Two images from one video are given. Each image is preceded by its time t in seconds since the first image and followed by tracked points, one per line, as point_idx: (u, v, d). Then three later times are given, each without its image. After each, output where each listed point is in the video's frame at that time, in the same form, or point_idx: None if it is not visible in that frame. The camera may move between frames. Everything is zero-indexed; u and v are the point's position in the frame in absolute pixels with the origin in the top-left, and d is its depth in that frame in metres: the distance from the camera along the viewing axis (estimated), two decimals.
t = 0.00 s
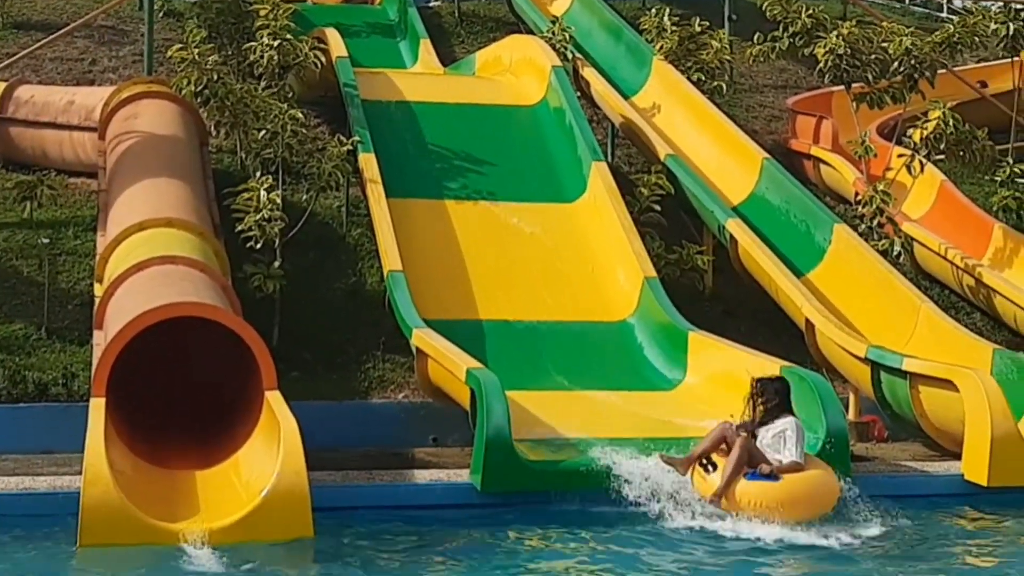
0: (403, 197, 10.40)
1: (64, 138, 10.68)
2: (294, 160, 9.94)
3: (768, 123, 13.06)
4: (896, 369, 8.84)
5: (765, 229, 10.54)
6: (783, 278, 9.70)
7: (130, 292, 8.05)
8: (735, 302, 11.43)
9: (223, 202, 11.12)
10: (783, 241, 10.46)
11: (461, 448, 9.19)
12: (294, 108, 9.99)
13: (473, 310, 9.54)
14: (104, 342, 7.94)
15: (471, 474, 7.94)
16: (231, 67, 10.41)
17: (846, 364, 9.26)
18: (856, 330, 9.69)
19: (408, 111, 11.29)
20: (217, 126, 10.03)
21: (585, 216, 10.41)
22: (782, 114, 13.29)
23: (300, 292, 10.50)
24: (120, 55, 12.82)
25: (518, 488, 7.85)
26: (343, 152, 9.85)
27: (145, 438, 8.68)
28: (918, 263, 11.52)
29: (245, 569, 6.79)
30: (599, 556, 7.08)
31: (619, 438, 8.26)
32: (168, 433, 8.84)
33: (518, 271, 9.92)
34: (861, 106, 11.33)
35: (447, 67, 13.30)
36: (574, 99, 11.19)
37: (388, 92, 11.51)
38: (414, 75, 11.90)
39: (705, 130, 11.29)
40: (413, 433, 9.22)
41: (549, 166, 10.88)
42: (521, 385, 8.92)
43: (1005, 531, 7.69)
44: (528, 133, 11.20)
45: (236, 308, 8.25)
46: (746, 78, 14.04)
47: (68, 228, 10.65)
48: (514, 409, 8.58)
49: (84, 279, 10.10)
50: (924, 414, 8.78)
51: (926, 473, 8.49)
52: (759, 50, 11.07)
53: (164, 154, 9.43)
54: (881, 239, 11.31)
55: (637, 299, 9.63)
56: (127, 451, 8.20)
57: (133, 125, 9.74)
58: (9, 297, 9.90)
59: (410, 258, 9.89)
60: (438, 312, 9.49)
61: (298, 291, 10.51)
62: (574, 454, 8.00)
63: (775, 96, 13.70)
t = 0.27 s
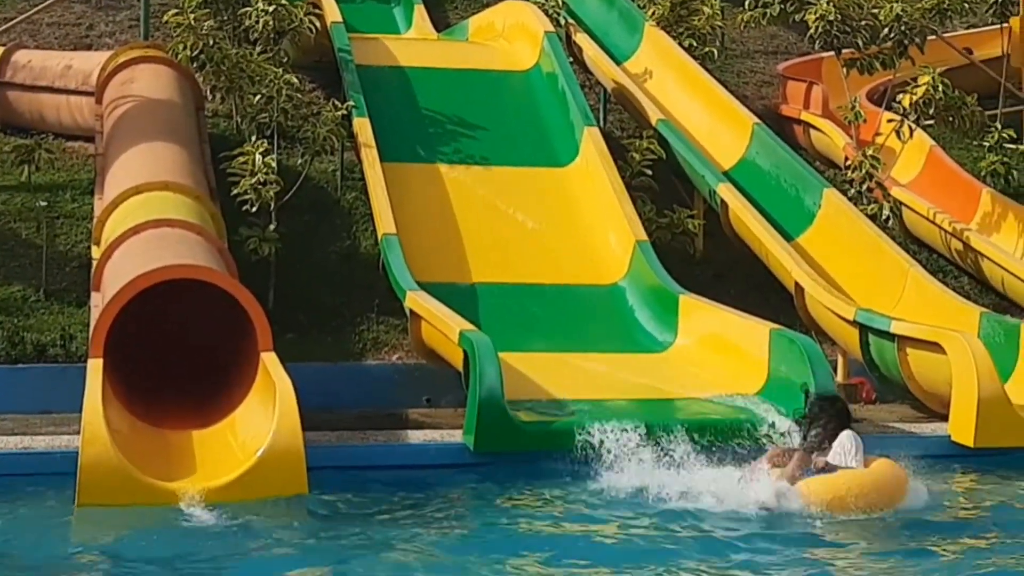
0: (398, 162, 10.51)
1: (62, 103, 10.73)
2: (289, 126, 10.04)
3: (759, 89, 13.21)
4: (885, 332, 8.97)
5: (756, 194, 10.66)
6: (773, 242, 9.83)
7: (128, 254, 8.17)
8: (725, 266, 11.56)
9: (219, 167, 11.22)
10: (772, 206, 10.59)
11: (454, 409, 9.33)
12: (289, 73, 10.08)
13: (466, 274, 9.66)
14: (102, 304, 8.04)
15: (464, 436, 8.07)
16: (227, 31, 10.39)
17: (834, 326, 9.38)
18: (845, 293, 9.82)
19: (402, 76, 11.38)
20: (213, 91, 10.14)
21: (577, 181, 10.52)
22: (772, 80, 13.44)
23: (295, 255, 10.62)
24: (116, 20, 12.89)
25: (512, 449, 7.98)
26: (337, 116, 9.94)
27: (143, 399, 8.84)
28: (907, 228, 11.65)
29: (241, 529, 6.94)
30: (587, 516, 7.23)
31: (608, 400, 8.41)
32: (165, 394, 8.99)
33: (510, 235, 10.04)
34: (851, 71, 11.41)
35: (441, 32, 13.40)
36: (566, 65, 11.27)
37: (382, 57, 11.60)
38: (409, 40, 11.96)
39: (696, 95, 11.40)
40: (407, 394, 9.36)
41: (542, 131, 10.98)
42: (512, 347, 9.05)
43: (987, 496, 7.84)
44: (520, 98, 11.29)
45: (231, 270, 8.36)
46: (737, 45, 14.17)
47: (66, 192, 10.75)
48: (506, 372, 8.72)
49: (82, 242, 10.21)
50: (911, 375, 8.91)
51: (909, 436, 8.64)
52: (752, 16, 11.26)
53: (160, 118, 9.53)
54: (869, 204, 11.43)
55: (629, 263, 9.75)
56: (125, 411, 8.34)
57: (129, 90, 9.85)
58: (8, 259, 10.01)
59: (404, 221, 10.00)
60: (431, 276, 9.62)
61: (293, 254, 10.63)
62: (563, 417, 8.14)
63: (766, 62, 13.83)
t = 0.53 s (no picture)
0: (395, 139, 10.60)
1: (61, 80, 10.85)
2: (286, 103, 10.16)
3: (753, 67, 13.33)
4: (876, 308, 9.07)
5: (750, 172, 10.76)
6: (766, 219, 9.93)
7: (127, 231, 8.27)
8: (719, 243, 11.67)
9: (217, 144, 11.32)
10: (766, 183, 10.69)
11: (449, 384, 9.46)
12: (286, 51, 10.19)
13: (462, 250, 9.77)
14: (101, 279, 8.15)
15: (459, 410, 8.22)
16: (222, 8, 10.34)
17: (826, 303, 9.48)
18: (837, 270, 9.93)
19: (398, 54, 11.47)
20: (210, 68, 10.27)
21: (572, 158, 10.62)
22: (766, 59, 13.56)
23: (293, 231, 10.73)
24: None
25: (507, 422, 8.16)
26: (334, 94, 10.05)
27: (142, 370, 8.99)
28: (900, 205, 11.75)
29: (238, 501, 7.07)
30: (578, 490, 7.36)
31: (600, 375, 8.54)
32: (163, 366, 9.15)
33: (506, 211, 10.14)
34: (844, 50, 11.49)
35: (436, 10, 13.49)
36: (561, 44, 11.36)
37: (378, 35, 11.69)
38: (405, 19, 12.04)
39: (690, 73, 11.49)
40: (402, 368, 9.48)
41: (536, 109, 11.08)
42: (507, 323, 9.16)
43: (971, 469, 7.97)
44: (516, 76, 11.38)
45: (229, 247, 8.45)
46: (731, 24, 14.29)
47: (66, 168, 10.85)
48: (500, 347, 8.83)
49: (81, 218, 10.32)
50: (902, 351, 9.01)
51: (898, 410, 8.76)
52: None
53: (158, 95, 9.63)
54: (862, 182, 11.54)
55: (623, 240, 9.86)
56: (123, 385, 8.46)
57: (127, 67, 9.96)
58: (8, 235, 10.11)
59: (401, 199, 10.09)
60: (427, 252, 9.72)
61: (290, 230, 10.73)
62: (557, 392, 8.32)
63: (759, 41, 13.94)
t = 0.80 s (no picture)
0: (395, 129, 10.70)
1: (64, 68, 11.07)
2: (287, 93, 10.27)
3: (750, 59, 13.47)
4: (871, 298, 9.16)
5: (747, 163, 10.88)
6: (763, 210, 10.03)
7: (129, 219, 8.33)
8: (716, 232, 11.78)
9: (219, 132, 11.41)
10: (762, 174, 10.81)
11: (448, 370, 9.57)
12: (287, 40, 10.27)
13: (461, 239, 9.87)
14: (103, 266, 8.22)
15: (459, 397, 8.35)
16: None
17: (821, 293, 9.57)
18: (833, 260, 10.04)
19: (398, 45, 11.57)
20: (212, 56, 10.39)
21: (570, 148, 10.72)
22: (763, 51, 13.69)
23: (293, 219, 10.83)
24: None
25: (506, 411, 8.29)
26: (335, 84, 10.09)
27: (143, 356, 9.08)
28: (894, 197, 11.84)
29: (238, 485, 7.18)
30: (575, 476, 7.47)
31: (598, 363, 8.65)
32: (164, 352, 9.24)
33: (504, 201, 10.24)
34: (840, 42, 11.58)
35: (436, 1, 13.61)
36: (560, 35, 11.48)
37: (379, 26, 11.79)
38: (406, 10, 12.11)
39: (688, 65, 11.60)
40: (401, 355, 9.58)
41: (535, 99, 11.18)
42: (506, 312, 9.26)
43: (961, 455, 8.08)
44: (515, 67, 11.48)
45: (232, 235, 8.53)
46: (729, 16, 14.42)
47: (68, 156, 10.95)
48: (499, 335, 8.94)
49: (84, 206, 10.42)
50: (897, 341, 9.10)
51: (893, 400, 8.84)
52: None
53: (161, 83, 9.73)
54: (857, 173, 11.67)
55: (620, 229, 9.97)
56: (125, 371, 8.56)
57: (130, 56, 10.05)
58: (11, 222, 10.21)
59: (401, 188, 10.19)
60: (426, 241, 9.82)
61: (291, 219, 10.84)
62: (556, 380, 8.44)
63: (757, 33, 14.07)
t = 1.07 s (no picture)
0: (385, 117, 10.80)
1: (58, 55, 11.21)
2: (279, 80, 10.37)
3: (738, 49, 13.62)
4: (856, 287, 9.25)
5: (734, 152, 11.01)
6: (750, 199, 10.14)
7: (122, 205, 8.40)
8: (703, 221, 11.90)
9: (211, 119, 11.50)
10: (750, 163, 10.94)
11: (437, 356, 9.68)
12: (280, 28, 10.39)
13: (451, 225, 9.97)
14: (96, 251, 8.29)
15: (447, 383, 8.47)
16: None
17: (807, 281, 9.68)
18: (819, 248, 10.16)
19: (389, 33, 11.68)
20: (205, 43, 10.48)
21: (559, 136, 10.82)
22: (751, 41, 13.83)
23: (284, 205, 10.93)
24: None
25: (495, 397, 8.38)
26: (327, 72, 10.22)
27: (134, 340, 9.17)
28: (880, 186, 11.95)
29: (230, 469, 7.28)
30: (562, 462, 7.59)
31: (586, 350, 8.76)
32: (154, 336, 9.33)
33: (494, 188, 10.34)
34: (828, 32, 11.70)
35: None
36: (550, 24, 11.57)
37: (370, 15, 11.90)
38: None
39: (677, 55, 11.73)
40: (390, 341, 9.69)
41: (525, 88, 11.27)
42: (495, 298, 9.37)
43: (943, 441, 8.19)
44: (505, 57, 11.58)
45: (223, 221, 8.61)
46: (717, 6, 14.58)
47: (62, 142, 11.04)
48: (487, 322, 9.05)
49: (77, 191, 10.52)
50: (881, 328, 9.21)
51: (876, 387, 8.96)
52: None
53: (154, 70, 9.80)
54: (843, 162, 11.81)
55: (609, 217, 10.08)
56: (117, 355, 8.66)
57: (124, 43, 10.13)
58: (5, 206, 10.30)
59: (392, 175, 10.29)
60: (416, 227, 9.92)
61: (282, 205, 10.93)
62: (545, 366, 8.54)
63: (745, 24, 14.23)
